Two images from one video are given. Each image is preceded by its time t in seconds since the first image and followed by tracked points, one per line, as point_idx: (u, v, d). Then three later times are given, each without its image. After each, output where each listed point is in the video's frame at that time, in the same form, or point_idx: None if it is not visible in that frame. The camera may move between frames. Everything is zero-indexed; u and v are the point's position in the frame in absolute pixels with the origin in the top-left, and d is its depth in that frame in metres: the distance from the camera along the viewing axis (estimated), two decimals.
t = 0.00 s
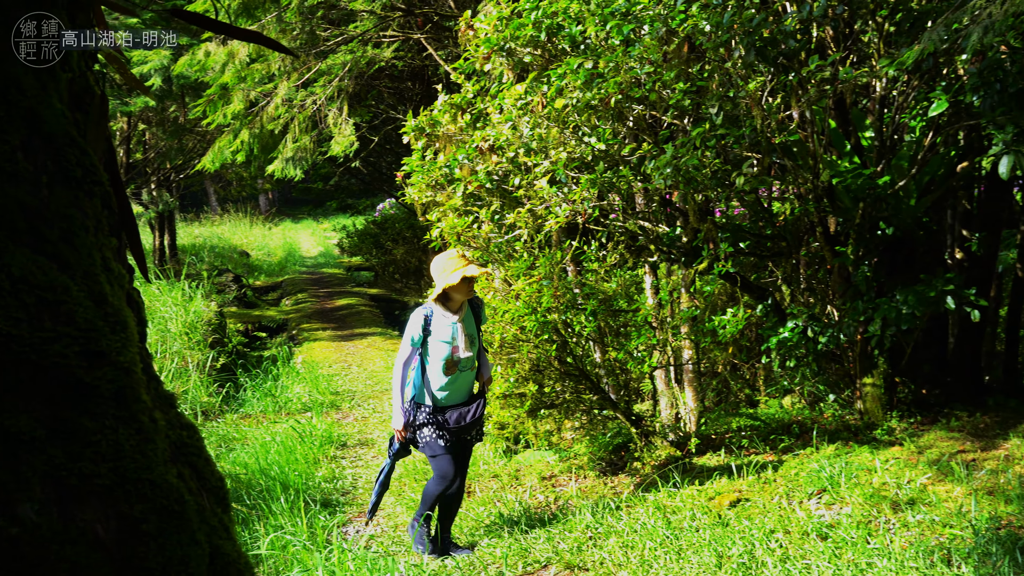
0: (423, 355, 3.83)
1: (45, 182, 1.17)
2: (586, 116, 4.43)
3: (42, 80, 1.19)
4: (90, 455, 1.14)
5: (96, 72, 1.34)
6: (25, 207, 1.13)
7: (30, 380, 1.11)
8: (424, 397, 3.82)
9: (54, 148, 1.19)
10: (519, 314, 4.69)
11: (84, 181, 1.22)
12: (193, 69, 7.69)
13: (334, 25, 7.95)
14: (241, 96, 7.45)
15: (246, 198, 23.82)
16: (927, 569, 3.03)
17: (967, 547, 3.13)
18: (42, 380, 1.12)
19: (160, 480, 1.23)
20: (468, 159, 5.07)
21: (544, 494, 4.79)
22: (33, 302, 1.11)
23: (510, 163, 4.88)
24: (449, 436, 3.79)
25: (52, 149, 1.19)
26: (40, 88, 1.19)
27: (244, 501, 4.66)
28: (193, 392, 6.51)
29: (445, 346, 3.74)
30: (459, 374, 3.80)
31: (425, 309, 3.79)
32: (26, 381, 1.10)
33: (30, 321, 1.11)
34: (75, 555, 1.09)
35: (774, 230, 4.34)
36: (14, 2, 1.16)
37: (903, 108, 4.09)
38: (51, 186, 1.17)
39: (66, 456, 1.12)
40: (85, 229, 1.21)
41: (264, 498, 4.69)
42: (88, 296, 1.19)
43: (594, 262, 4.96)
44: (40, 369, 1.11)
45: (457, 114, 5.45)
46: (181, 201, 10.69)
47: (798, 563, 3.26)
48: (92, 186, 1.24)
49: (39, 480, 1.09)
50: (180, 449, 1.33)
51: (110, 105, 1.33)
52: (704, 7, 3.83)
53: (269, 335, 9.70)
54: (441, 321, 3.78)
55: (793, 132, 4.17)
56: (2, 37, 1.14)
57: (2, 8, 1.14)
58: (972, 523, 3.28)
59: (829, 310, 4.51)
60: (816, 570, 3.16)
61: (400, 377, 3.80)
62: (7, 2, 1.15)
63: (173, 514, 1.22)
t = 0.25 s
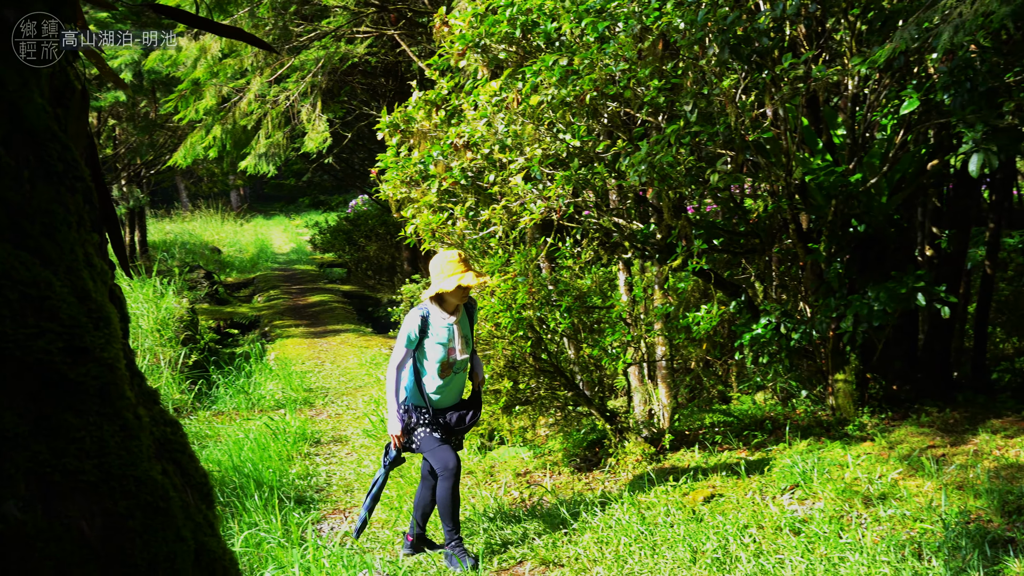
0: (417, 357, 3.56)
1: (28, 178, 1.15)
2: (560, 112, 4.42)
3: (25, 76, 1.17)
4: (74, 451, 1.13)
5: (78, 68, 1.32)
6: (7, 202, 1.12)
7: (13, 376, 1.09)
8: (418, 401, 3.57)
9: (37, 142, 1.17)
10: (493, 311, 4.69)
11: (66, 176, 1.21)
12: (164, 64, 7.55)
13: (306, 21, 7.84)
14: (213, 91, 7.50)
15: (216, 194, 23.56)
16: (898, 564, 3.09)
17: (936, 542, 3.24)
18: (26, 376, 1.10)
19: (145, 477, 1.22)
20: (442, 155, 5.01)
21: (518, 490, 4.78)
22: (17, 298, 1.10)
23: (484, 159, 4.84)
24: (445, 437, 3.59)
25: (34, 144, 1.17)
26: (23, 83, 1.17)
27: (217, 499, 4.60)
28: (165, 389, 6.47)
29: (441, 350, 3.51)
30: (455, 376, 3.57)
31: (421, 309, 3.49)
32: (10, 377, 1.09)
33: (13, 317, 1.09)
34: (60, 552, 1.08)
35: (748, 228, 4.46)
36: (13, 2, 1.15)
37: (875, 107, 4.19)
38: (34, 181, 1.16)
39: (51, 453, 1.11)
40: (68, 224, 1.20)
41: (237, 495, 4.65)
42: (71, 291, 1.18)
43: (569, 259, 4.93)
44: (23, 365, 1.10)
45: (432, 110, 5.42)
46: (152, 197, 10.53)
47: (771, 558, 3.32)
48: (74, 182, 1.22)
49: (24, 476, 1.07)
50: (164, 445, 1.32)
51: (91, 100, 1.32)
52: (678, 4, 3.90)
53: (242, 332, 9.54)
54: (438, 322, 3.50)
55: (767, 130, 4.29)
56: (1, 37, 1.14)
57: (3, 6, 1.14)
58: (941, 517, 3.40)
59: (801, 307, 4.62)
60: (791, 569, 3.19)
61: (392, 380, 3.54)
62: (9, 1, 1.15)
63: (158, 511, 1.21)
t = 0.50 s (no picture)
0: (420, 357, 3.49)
1: (18, 175, 1.17)
2: (538, 108, 4.55)
3: (15, 73, 1.19)
4: (67, 450, 1.16)
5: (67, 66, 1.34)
6: None
7: (6, 374, 1.12)
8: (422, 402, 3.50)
9: (26, 139, 1.19)
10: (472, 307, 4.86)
11: (56, 173, 1.22)
12: (138, 60, 7.43)
13: (282, 17, 7.75)
14: (188, 88, 7.28)
15: (189, 191, 23.31)
16: (875, 557, 3.14)
17: (912, 535, 3.29)
18: (18, 375, 1.13)
19: (138, 475, 1.24)
20: (419, 152, 5.02)
21: (496, 486, 4.79)
22: (7, 297, 1.13)
23: (462, 156, 4.92)
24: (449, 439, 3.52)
25: (24, 140, 1.19)
26: (13, 80, 1.18)
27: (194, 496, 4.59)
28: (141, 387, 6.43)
29: (445, 350, 3.45)
30: (458, 376, 3.52)
31: (425, 308, 3.43)
32: (3, 375, 1.12)
33: (3, 315, 1.12)
34: (53, 549, 1.10)
35: (724, 224, 4.66)
36: (14, 4, 1.20)
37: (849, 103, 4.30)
38: (24, 179, 1.18)
39: (44, 451, 1.13)
40: (58, 221, 1.22)
41: (215, 493, 4.63)
42: (62, 289, 1.21)
43: (546, 255, 4.94)
44: (14, 364, 1.13)
45: (409, 106, 5.37)
46: (125, 193, 10.41)
47: (749, 552, 3.36)
48: (62, 179, 1.24)
49: (17, 475, 1.10)
50: (157, 443, 1.34)
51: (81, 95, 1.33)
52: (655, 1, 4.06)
53: (217, 329, 9.55)
54: (442, 323, 3.44)
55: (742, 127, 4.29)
56: (2, 37, 1.17)
57: (4, 7, 1.18)
58: (917, 510, 3.46)
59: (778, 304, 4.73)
60: (771, 564, 3.19)
61: (395, 380, 3.47)
62: (10, 2, 1.19)
63: (151, 509, 1.24)
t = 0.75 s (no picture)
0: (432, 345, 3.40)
1: (6, 173, 1.17)
2: (516, 107, 4.68)
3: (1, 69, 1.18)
4: (59, 449, 1.15)
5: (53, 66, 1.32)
6: None
7: None
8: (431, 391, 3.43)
9: (13, 136, 1.18)
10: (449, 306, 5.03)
11: (43, 171, 1.22)
12: (110, 57, 7.33)
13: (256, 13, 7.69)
14: (162, 85, 7.17)
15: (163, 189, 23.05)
16: (851, 552, 3.18)
17: (888, 530, 3.33)
18: (10, 374, 1.13)
19: (129, 474, 1.24)
20: (397, 150, 5.06)
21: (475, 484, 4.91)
22: None
23: (440, 154, 4.93)
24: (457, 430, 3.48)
25: (10, 138, 1.18)
26: None
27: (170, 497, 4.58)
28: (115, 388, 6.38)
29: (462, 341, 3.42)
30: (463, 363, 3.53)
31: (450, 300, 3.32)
32: None
33: None
34: (45, 551, 1.10)
35: (701, 222, 4.77)
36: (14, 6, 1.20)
37: (825, 101, 4.40)
38: (11, 177, 1.17)
39: (35, 451, 1.13)
40: (46, 219, 1.21)
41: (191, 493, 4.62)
42: (52, 288, 1.20)
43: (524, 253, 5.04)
44: (6, 362, 1.12)
45: (386, 104, 5.46)
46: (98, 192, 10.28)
47: (728, 549, 3.38)
48: (51, 177, 1.23)
49: (9, 475, 1.10)
50: (146, 442, 1.35)
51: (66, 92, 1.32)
52: None
53: (191, 328, 9.50)
54: (464, 313, 3.38)
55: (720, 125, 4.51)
56: (2, 37, 1.18)
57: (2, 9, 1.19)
58: (893, 506, 3.49)
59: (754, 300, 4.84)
60: (749, 560, 3.24)
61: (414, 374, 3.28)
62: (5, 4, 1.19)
63: (142, 508, 1.24)
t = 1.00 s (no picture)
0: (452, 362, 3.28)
1: None
2: (485, 114, 4.81)
3: None
4: (36, 463, 1.14)
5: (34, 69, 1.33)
6: None
7: None
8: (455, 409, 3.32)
9: None
10: (419, 314, 5.10)
11: (19, 180, 1.21)
12: (74, 64, 7.26)
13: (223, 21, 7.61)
14: (127, 93, 7.20)
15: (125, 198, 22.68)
16: (820, 557, 3.23)
17: (855, 534, 3.39)
18: None
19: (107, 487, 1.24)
20: (366, 158, 5.22)
21: (444, 494, 4.87)
22: None
23: (409, 162, 5.07)
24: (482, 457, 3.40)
25: None
26: None
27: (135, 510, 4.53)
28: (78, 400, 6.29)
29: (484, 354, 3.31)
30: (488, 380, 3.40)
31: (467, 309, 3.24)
32: None
33: None
34: (22, 568, 1.09)
35: (670, 229, 4.89)
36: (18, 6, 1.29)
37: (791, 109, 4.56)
38: None
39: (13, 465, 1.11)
40: (23, 229, 1.20)
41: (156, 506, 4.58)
42: (30, 299, 1.18)
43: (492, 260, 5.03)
44: None
45: (354, 112, 5.56)
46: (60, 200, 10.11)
47: (696, 555, 3.42)
48: (27, 187, 1.22)
49: None
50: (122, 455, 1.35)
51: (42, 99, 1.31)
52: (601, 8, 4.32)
53: (156, 338, 9.38)
54: (482, 325, 3.28)
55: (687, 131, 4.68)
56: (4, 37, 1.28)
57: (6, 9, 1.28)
58: (859, 511, 3.55)
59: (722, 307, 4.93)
60: (718, 566, 3.29)
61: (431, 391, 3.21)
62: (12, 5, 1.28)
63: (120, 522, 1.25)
